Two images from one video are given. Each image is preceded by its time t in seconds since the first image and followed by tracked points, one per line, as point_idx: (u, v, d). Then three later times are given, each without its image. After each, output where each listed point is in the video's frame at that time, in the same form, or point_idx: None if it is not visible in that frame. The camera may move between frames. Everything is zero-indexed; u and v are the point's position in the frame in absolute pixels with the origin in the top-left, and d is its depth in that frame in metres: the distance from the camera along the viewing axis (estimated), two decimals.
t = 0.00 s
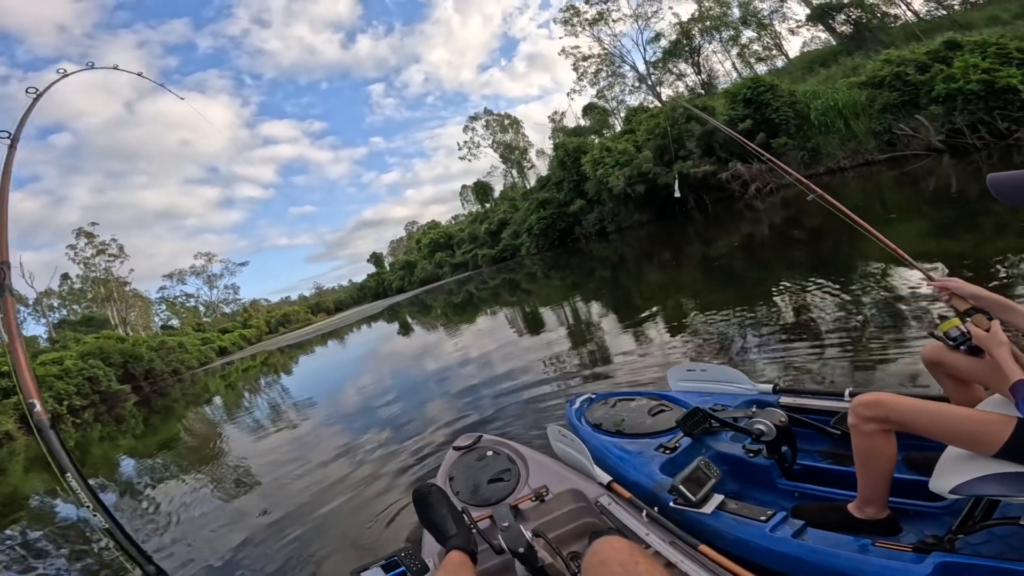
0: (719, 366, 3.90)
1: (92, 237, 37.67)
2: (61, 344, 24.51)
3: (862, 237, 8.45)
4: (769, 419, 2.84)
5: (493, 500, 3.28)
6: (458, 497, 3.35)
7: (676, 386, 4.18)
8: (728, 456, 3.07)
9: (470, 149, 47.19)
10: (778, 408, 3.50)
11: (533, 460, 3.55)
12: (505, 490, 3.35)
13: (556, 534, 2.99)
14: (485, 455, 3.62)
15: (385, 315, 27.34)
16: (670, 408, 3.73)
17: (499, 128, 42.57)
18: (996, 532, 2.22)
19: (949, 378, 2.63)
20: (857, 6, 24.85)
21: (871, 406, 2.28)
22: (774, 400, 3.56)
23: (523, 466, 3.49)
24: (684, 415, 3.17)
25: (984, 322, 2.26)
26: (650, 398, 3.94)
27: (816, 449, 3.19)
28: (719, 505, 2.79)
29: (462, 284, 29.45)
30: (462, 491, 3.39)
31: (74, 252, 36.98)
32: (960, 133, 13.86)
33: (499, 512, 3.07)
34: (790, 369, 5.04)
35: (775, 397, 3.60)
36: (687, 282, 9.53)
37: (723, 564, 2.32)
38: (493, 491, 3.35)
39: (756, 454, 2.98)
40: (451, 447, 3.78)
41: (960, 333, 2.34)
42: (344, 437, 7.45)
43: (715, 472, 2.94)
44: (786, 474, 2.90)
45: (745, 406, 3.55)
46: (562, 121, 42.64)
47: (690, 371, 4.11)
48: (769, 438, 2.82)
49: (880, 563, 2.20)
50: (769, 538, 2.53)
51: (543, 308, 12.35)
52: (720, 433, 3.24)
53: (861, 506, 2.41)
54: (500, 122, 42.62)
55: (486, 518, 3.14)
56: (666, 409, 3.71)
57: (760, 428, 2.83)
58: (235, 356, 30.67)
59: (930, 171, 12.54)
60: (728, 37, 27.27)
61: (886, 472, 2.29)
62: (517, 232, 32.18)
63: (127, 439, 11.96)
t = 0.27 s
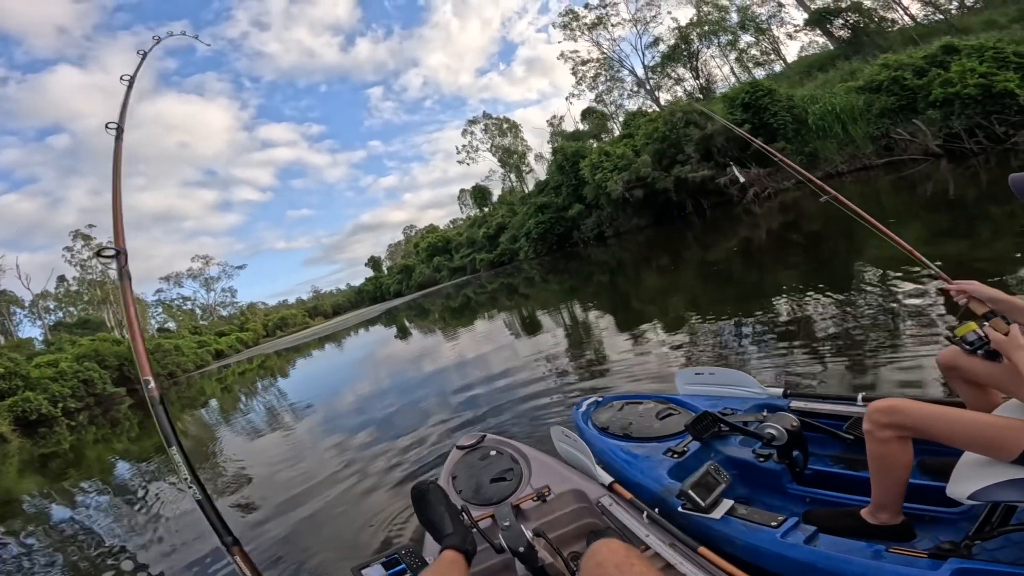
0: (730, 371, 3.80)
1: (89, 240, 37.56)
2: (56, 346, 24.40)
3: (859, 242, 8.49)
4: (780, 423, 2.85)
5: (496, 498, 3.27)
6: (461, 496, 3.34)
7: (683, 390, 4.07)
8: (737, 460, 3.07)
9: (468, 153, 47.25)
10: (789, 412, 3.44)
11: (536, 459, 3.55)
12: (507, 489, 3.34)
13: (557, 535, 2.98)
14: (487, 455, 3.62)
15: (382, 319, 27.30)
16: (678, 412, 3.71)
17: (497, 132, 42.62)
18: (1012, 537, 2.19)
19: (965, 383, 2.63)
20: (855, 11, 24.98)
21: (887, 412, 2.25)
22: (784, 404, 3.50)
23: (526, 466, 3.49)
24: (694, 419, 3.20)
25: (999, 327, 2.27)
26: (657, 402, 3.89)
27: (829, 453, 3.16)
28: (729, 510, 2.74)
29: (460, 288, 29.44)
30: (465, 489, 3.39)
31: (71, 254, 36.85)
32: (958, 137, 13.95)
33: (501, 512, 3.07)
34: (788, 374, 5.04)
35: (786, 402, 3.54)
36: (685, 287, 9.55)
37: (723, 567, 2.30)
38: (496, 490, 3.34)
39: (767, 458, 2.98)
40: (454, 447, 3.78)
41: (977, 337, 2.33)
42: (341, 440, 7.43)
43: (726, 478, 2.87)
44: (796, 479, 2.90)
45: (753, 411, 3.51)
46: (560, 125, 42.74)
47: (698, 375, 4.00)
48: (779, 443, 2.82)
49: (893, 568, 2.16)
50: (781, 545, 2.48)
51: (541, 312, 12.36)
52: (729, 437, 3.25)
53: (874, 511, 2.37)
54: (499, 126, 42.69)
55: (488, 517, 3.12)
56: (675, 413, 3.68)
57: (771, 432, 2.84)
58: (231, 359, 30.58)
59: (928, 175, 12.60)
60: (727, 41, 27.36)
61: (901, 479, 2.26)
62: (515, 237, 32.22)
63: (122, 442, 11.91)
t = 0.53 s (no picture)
0: (743, 377, 3.74)
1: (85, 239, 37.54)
2: (50, 345, 24.31)
3: (858, 247, 8.49)
4: (797, 431, 2.71)
5: (500, 501, 3.27)
6: (465, 500, 3.35)
7: (695, 396, 4.02)
8: (750, 468, 2.98)
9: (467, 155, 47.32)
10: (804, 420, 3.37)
11: (541, 461, 3.56)
12: (513, 492, 3.33)
13: (562, 538, 2.99)
14: (494, 457, 3.66)
15: (379, 321, 27.27)
16: (689, 418, 3.64)
17: (496, 135, 42.65)
18: None
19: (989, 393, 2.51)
20: (855, 15, 25.07)
21: (912, 423, 2.15)
22: (799, 412, 3.41)
23: (531, 469, 3.48)
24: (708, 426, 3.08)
25: None
26: (667, 407, 3.84)
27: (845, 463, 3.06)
28: (742, 520, 2.69)
29: (457, 291, 29.43)
30: (471, 493, 3.40)
31: (67, 253, 36.82)
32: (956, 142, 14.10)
33: (505, 516, 3.12)
34: (785, 382, 5.02)
35: (801, 409, 3.44)
36: (684, 291, 9.56)
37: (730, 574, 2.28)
38: (501, 493, 3.33)
39: (781, 466, 2.88)
40: (461, 448, 3.85)
41: (1005, 345, 2.35)
42: (337, 443, 7.39)
43: (739, 487, 2.86)
44: (812, 489, 2.78)
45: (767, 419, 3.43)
46: (560, 128, 42.82)
47: (709, 381, 3.95)
48: (796, 452, 2.69)
49: None
50: (797, 556, 2.42)
51: (538, 315, 12.35)
52: (742, 445, 3.15)
53: (895, 520, 2.28)
54: (498, 128, 42.73)
55: (493, 520, 3.12)
56: (686, 420, 3.61)
57: (787, 441, 2.72)
58: (227, 359, 30.51)
59: (926, 181, 12.63)
60: (726, 46, 27.41)
61: (925, 490, 2.17)
62: (513, 239, 32.27)
63: (114, 442, 11.85)
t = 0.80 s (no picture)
0: (757, 373, 3.63)
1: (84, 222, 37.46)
2: (47, 328, 24.35)
3: (859, 247, 8.43)
4: (815, 430, 2.62)
5: (504, 492, 3.32)
6: (470, 491, 3.39)
7: (703, 389, 3.94)
8: (762, 467, 2.89)
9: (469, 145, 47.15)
10: (816, 418, 3.19)
11: (545, 453, 3.57)
12: (517, 483, 3.36)
13: (563, 532, 3.05)
14: (498, 447, 3.69)
15: (377, 308, 27.31)
16: (700, 413, 3.51)
17: (499, 126, 42.46)
18: None
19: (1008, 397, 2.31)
20: (866, 13, 24.82)
21: (939, 429, 2.04)
22: (812, 410, 3.24)
23: (535, 459, 3.51)
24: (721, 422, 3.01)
25: None
26: (676, 399, 3.76)
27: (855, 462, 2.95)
28: (752, 519, 2.57)
29: (455, 279, 29.47)
30: (475, 483, 3.44)
31: (65, 236, 36.77)
32: (964, 143, 14.14)
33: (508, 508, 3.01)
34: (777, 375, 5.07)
35: (815, 406, 3.30)
36: (681, 286, 9.58)
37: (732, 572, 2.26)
38: (505, 484, 3.37)
39: (793, 466, 2.79)
40: (466, 438, 3.89)
41: None
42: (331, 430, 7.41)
43: (752, 485, 2.74)
44: (824, 488, 2.71)
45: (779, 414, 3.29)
46: (563, 120, 42.62)
47: (720, 375, 3.86)
48: (814, 450, 2.61)
49: None
50: (808, 557, 2.31)
51: (536, 306, 12.38)
52: (753, 442, 3.06)
53: (907, 524, 2.21)
54: (500, 119, 42.52)
55: (495, 511, 3.17)
56: (696, 415, 3.49)
57: (801, 440, 2.62)
58: (224, 345, 30.58)
59: (931, 181, 12.59)
60: (734, 41, 27.10)
61: (943, 496, 2.08)
62: (513, 229, 32.23)
63: (109, 428, 11.89)
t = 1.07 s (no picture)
0: (780, 357, 3.61)
1: (83, 189, 37.27)
2: (46, 294, 24.41)
3: (866, 235, 8.36)
4: (845, 421, 2.50)
5: (511, 469, 3.38)
6: (477, 467, 3.45)
7: (723, 371, 3.97)
8: (783, 456, 2.84)
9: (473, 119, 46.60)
10: (843, 407, 3.12)
11: (554, 431, 3.64)
12: (525, 460, 3.43)
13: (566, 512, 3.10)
14: (505, 423, 3.75)
15: (376, 279, 27.32)
16: (718, 397, 3.50)
17: (505, 101, 41.88)
18: None
19: None
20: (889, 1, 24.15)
21: (993, 426, 1.97)
22: (839, 399, 3.16)
23: (542, 438, 3.57)
24: (746, 407, 2.91)
25: None
26: (695, 382, 3.75)
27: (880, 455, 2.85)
28: (775, 513, 2.53)
29: (455, 252, 29.41)
30: (482, 458, 3.50)
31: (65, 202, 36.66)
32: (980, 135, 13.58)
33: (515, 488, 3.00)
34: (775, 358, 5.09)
35: (842, 395, 3.23)
36: (683, 266, 9.55)
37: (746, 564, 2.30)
38: (512, 461, 3.43)
39: (818, 456, 2.73)
40: (472, 411, 3.96)
41: None
42: (328, 402, 7.45)
43: (777, 477, 2.62)
44: (847, 482, 2.64)
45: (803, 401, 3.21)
46: (571, 96, 42.02)
47: (741, 357, 3.85)
48: (842, 443, 2.49)
49: None
50: (833, 555, 2.27)
51: (536, 281, 12.37)
52: (775, 430, 3.02)
53: (942, 522, 2.14)
54: (507, 94, 41.92)
55: (501, 489, 3.24)
56: (715, 398, 3.48)
57: (831, 430, 2.51)
58: (222, 313, 30.69)
59: (943, 171, 12.43)
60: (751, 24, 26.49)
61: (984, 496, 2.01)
62: (515, 204, 32.05)
63: (107, 397, 12.00)
